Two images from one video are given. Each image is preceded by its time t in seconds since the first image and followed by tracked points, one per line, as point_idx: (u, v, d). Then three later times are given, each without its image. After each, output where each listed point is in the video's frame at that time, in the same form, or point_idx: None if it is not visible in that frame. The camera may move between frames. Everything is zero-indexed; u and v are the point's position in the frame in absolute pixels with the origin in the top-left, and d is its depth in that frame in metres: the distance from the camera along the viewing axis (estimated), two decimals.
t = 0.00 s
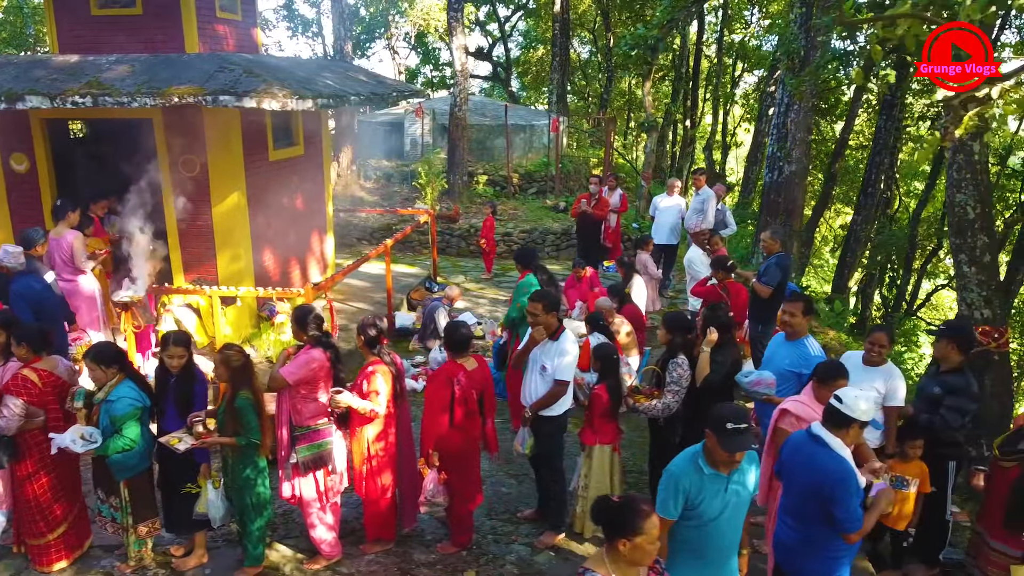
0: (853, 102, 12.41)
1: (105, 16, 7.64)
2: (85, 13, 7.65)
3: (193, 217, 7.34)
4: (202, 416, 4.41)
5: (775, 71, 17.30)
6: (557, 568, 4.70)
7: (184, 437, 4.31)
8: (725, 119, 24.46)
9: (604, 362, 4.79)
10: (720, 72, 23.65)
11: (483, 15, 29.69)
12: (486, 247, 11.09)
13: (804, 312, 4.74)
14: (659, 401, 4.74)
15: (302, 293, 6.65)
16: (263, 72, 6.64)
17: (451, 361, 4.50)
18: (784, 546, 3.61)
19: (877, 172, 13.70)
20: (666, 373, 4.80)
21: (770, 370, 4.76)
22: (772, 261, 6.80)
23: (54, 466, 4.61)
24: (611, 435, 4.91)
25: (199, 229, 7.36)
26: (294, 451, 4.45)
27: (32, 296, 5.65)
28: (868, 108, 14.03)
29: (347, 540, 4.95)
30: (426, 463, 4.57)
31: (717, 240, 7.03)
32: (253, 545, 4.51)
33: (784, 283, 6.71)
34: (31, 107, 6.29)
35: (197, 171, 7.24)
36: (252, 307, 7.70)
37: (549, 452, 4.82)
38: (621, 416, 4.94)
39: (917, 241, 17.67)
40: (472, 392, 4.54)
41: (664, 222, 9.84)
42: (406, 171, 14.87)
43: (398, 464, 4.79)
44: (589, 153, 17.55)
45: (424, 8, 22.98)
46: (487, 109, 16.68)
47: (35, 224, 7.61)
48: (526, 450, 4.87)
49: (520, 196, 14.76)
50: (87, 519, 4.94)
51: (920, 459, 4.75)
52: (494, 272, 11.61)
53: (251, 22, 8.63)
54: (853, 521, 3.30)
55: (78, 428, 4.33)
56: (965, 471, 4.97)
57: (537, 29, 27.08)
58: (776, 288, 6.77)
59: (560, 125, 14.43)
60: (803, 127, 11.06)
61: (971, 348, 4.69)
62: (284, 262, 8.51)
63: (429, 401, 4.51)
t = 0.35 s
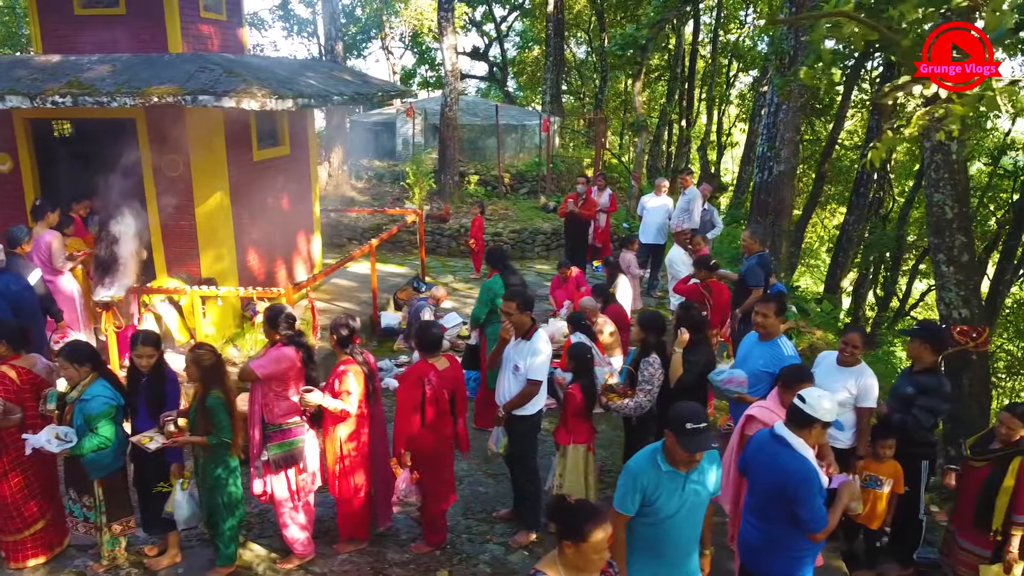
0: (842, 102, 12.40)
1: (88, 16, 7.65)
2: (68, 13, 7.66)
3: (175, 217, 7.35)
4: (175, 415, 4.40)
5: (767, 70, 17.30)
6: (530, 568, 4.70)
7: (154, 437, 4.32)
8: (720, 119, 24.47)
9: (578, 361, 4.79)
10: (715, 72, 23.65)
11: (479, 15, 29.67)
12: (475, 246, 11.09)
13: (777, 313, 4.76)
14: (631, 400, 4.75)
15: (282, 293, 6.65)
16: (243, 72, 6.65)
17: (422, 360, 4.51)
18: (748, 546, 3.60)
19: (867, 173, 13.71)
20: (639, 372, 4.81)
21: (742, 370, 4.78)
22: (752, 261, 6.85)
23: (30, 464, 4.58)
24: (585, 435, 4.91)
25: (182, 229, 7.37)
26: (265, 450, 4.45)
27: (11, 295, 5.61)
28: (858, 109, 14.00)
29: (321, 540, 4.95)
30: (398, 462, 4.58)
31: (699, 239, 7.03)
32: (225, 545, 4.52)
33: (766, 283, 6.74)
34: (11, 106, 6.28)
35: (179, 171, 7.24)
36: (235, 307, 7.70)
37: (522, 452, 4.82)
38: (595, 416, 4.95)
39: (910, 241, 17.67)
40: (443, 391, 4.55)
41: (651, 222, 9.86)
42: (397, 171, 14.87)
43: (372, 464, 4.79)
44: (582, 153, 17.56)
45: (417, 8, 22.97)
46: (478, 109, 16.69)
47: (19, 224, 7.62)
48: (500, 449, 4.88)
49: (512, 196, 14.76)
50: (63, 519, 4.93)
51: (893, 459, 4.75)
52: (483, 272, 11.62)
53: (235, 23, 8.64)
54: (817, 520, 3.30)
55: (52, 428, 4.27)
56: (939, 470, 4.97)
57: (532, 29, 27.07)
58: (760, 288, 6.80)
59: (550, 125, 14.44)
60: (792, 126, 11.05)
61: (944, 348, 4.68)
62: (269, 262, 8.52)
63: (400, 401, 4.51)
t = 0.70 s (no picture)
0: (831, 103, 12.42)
1: (72, 17, 7.65)
2: (51, 13, 7.66)
3: (157, 217, 7.36)
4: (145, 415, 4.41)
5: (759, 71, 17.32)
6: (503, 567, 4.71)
7: (125, 437, 4.35)
8: (714, 119, 24.47)
9: (550, 361, 4.81)
10: (709, 72, 23.66)
11: (475, 16, 29.68)
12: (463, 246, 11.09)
13: (749, 314, 4.78)
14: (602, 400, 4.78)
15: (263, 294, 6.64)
16: (224, 73, 6.65)
17: (393, 361, 4.52)
18: (711, 546, 3.62)
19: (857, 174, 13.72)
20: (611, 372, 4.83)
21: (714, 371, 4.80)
22: (733, 261, 6.89)
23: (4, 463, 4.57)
24: (559, 435, 4.91)
25: (165, 229, 7.37)
26: (237, 449, 4.46)
27: None
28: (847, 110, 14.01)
29: (294, 540, 4.96)
30: (370, 462, 4.59)
31: (681, 240, 7.04)
32: (197, 544, 4.53)
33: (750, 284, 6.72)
34: None
35: (162, 171, 7.25)
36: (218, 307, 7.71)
37: (495, 452, 4.83)
38: (568, 416, 4.96)
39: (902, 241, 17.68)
40: (414, 391, 4.56)
41: (638, 222, 9.88)
42: (388, 172, 14.89)
43: (345, 463, 4.80)
44: (574, 153, 17.57)
45: (411, 8, 22.98)
46: (470, 109, 16.71)
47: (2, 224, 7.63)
48: (473, 449, 4.89)
49: (503, 196, 14.78)
50: (37, 518, 4.94)
51: (866, 459, 4.74)
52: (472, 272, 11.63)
53: (220, 23, 8.64)
54: (778, 522, 3.33)
55: (23, 428, 4.28)
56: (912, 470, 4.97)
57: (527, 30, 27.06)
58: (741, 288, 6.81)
59: (541, 126, 14.46)
60: (780, 126, 11.05)
61: (916, 348, 4.67)
62: (255, 263, 8.54)
63: (372, 401, 4.53)
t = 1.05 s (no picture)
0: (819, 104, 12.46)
1: (55, 17, 7.66)
2: (34, 14, 7.66)
3: (139, 218, 7.36)
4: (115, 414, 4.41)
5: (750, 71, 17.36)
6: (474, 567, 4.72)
7: (94, 437, 4.38)
8: (708, 119, 24.50)
9: (523, 360, 4.81)
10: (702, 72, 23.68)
11: (471, 15, 29.72)
12: (451, 246, 11.09)
13: (722, 314, 4.80)
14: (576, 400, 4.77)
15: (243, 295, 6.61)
16: (203, 73, 6.68)
17: (364, 360, 4.53)
18: (672, 546, 3.62)
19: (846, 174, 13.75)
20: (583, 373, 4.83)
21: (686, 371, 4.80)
22: (713, 261, 6.98)
23: None
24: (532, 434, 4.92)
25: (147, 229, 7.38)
26: (205, 449, 4.46)
27: None
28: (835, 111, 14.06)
29: (268, 539, 4.97)
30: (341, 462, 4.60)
31: (661, 240, 7.06)
32: (168, 544, 4.54)
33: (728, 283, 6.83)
34: None
35: (143, 172, 7.26)
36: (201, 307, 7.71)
37: (467, 451, 4.84)
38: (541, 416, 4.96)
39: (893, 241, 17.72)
40: (385, 391, 4.57)
41: (624, 222, 9.91)
42: (379, 172, 14.90)
43: (317, 463, 4.81)
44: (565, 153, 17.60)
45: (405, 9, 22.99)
46: (461, 109, 16.74)
47: None
48: (445, 448, 4.90)
49: (494, 196, 14.80)
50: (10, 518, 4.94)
51: (839, 459, 4.73)
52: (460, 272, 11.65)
53: (204, 23, 8.64)
54: (732, 525, 3.33)
55: None
56: (885, 470, 4.98)
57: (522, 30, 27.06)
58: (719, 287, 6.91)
59: (531, 126, 14.49)
60: (767, 126, 11.07)
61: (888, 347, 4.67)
62: (240, 263, 8.56)
63: (343, 400, 4.53)
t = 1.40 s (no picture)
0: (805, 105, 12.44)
1: (37, 17, 7.67)
2: (17, 14, 7.68)
3: (121, 218, 7.38)
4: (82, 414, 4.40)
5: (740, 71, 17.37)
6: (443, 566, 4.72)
7: (61, 437, 4.38)
8: (702, 119, 24.53)
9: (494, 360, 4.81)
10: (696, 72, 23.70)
11: (467, 15, 29.76)
12: (439, 246, 11.11)
13: (691, 314, 4.83)
14: (545, 401, 4.78)
15: (221, 295, 6.58)
16: (182, 74, 6.69)
17: (333, 360, 4.54)
18: (629, 546, 3.65)
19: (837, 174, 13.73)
20: (553, 372, 4.83)
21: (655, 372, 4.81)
22: (691, 261, 7.02)
23: None
24: (503, 434, 4.93)
25: (128, 229, 7.40)
26: (173, 449, 4.49)
27: None
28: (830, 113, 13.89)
29: (239, 538, 4.98)
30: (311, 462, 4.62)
31: (641, 240, 7.08)
32: (139, 543, 4.56)
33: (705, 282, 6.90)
34: None
35: (124, 173, 7.27)
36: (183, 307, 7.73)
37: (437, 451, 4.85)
38: (512, 415, 4.98)
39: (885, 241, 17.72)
40: (354, 390, 4.58)
41: (610, 221, 9.92)
42: (369, 172, 14.92)
43: (288, 463, 4.83)
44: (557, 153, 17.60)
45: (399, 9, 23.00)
46: (453, 109, 16.76)
47: None
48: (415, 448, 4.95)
49: (484, 196, 14.82)
50: None
51: (809, 459, 4.77)
52: (448, 272, 11.66)
53: (187, 22, 8.65)
54: (686, 526, 3.38)
55: None
56: (855, 469, 4.98)
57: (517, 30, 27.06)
58: (697, 286, 6.95)
59: (521, 126, 14.50)
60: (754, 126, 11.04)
61: (857, 347, 4.65)
62: (223, 262, 8.58)
63: (312, 400, 4.54)
